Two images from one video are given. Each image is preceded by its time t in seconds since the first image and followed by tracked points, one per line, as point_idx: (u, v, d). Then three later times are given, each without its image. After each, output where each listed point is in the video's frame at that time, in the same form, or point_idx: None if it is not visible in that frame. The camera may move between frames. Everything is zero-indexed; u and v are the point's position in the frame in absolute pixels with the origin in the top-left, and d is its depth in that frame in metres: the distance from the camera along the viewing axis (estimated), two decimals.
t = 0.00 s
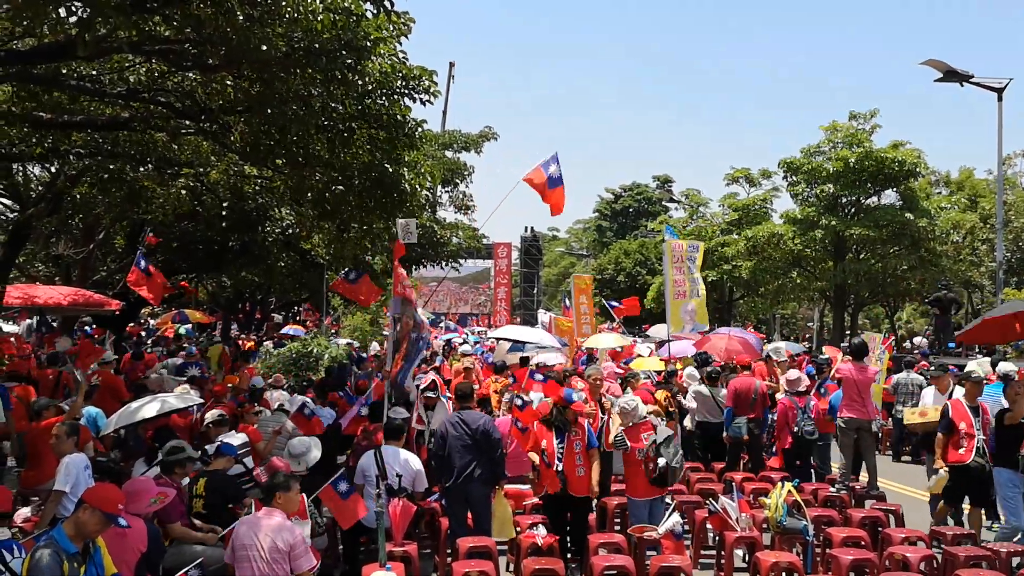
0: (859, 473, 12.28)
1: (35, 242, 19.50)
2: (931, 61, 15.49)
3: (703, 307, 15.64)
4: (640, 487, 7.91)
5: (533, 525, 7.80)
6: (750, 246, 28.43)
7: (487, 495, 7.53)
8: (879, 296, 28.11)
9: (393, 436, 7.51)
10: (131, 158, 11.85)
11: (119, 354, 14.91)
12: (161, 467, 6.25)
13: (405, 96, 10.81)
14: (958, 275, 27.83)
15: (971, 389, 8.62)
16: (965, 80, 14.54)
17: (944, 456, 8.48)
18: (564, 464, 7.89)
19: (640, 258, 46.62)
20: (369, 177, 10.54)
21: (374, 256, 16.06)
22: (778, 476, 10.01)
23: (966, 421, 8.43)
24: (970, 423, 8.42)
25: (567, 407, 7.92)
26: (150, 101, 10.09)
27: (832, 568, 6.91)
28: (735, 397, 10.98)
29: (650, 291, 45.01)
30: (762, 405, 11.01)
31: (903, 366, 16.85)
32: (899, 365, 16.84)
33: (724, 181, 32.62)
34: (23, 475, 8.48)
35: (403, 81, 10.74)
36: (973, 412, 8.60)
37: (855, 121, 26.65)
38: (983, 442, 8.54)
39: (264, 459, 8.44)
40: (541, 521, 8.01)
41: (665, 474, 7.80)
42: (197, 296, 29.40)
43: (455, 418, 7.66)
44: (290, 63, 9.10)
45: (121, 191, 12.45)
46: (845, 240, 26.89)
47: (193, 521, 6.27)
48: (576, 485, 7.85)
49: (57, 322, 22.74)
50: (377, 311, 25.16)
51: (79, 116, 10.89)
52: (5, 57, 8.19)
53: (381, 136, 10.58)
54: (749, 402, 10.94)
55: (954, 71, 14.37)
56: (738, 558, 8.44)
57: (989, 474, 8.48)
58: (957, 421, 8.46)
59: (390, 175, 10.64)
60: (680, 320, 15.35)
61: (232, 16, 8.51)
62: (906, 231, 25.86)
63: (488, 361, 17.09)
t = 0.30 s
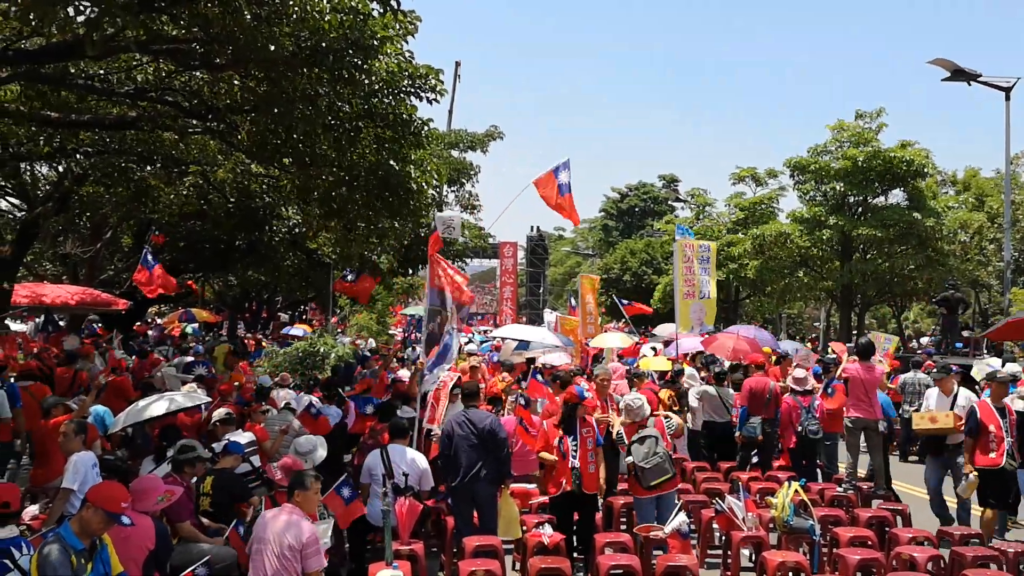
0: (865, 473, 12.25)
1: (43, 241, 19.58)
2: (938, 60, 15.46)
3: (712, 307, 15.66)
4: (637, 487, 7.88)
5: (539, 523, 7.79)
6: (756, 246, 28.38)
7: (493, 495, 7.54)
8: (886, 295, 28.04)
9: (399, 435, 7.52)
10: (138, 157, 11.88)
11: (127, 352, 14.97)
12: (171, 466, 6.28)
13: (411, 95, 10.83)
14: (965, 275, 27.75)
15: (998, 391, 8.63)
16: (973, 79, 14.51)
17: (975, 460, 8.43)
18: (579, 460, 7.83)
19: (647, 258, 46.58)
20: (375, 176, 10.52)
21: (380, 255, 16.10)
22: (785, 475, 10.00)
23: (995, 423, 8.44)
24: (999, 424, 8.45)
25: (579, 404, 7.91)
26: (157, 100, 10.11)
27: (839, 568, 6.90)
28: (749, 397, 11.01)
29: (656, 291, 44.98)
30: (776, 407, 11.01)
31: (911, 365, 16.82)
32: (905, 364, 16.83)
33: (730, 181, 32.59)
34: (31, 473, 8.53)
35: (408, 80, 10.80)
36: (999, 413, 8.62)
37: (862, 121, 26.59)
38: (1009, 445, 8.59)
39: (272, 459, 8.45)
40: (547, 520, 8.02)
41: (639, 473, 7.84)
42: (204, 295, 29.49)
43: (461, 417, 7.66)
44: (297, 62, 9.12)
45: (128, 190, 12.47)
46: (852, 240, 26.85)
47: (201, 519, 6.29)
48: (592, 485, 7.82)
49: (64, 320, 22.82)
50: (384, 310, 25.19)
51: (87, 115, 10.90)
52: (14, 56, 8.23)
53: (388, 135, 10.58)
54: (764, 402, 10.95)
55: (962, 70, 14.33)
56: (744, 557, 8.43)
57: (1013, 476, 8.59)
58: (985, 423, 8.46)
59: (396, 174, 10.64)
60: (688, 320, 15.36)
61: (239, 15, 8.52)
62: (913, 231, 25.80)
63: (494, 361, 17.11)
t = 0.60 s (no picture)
0: (874, 473, 12.21)
1: (52, 239, 19.64)
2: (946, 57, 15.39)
3: (720, 306, 15.60)
4: (654, 485, 7.87)
5: (547, 522, 7.76)
6: (765, 244, 28.30)
7: (500, 495, 7.55)
8: (895, 294, 27.94)
9: (405, 433, 7.53)
10: (148, 156, 11.91)
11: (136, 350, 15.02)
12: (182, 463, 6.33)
13: (419, 93, 10.83)
14: (975, 274, 27.62)
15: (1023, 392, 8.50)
16: (983, 77, 14.43)
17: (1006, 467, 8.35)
18: (600, 458, 7.88)
19: (655, 256, 46.48)
20: (382, 175, 10.52)
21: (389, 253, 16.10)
22: (793, 474, 9.97)
23: None
24: None
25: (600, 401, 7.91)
26: (166, 100, 10.14)
27: (848, 567, 6.87)
28: (760, 396, 10.98)
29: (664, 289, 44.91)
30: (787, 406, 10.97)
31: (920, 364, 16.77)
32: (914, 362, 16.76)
33: (738, 179, 32.51)
34: (41, 471, 8.60)
35: (417, 78, 10.77)
36: None
37: (871, 119, 26.49)
38: None
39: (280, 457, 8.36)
40: (556, 519, 8.01)
41: (652, 470, 7.82)
42: (213, 294, 29.56)
43: (469, 415, 7.67)
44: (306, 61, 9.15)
45: (138, 190, 12.49)
46: (861, 238, 26.75)
47: (210, 517, 6.30)
48: (608, 483, 7.93)
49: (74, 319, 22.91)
50: (391, 308, 25.21)
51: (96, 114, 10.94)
52: (24, 55, 8.27)
53: (396, 133, 10.57)
54: (775, 401, 10.93)
55: (972, 68, 14.23)
56: (753, 557, 8.41)
57: None
58: (1017, 428, 8.36)
59: (403, 173, 10.64)
60: (696, 319, 15.29)
61: (249, 15, 8.55)
62: (922, 229, 25.69)
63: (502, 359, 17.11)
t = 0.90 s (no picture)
0: (886, 471, 12.15)
1: (65, 240, 19.75)
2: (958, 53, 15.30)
3: (729, 304, 15.54)
4: (668, 483, 7.88)
5: (558, 521, 7.75)
6: (775, 243, 28.20)
7: (511, 494, 7.55)
8: (907, 292, 27.81)
9: (415, 432, 7.55)
10: (159, 157, 11.95)
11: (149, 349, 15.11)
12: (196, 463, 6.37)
13: (428, 92, 10.84)
14: (988, 272, 27.46)
15: None
16: (995, 73, 14.33)
17: None
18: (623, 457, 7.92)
19: (665, 255, 46.37)
20: (392, 175, 10.53)
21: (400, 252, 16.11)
22: (805, 473, 9.94)
23: None
24: None
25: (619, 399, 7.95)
26: (177, 100, 10.18)
27: (861, 566, 6.84)
28: (770, 396, 10.89)
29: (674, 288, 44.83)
30: (797, 405, 10.92)
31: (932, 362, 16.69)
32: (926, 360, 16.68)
33: (749, 178, 32.43)
34: (53, 470, 8.66)
35: (426, 77, 10.77)
36: None
37: (882, 117, 26.37)
38: None
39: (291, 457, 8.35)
40: (567, 518, 8.00)
41: (666, 467, 7.84)
42: (224, 294, 29.67)
43: (480, 413, 7.67)
44: (316, 60, 9.16)
45: (149, 190, 12.53)
46: (872, 236, 26.63)
47: (222, 516, 6.32)
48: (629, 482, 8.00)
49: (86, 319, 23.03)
50: (402, 308, 25.25)
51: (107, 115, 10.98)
52: (35, 56, 8.32)
53: (406, 133, 10.60)
54: (785, 400, 10.86)
55: (984, 64, 14.15)
56: (765, 555, 8.39)
57: None
58: None
59: (413, 173, 10.64)
60: (706, 317, 15.25)
61: (259, 15, 8.56)
62: (934, 227, 25.56)
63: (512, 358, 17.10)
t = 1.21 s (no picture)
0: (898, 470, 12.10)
1: (77, 241, 19.86)
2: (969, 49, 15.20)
3: (739, 302, 15.48)
4: (684, 481, 7.86)
5: (569, 520, 7.74)
6: (786, 241, 28.10)
7: (521, 492, 7.55)
8: (919, 290, 27.66)
9: (424, 431, 7.56)
10: (169, 157, 11.99)
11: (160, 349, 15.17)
12: (207, 462, 6.38)
13: (438, 93, 10.84)
14: (1000, 269, 27.29)
15: None
16: (1007, 69, 14.23)
17: None
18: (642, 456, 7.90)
19: (675, 253, 46.23)
20: (402, 175, 10.53)
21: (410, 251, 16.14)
22: (817, 471, 9.91)
23: None
24: None
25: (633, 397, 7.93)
26: (187, 100, 10.21)
27: (873, 564, 6.82)
28: (778, 394, 10.93)
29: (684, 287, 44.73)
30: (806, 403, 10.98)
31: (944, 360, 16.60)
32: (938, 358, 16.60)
33: (759, 176, 32.33)
34: (66, 469, 8.71)
35: (436, 77, 10.78)
36: None
37: (892, 114, 26.25)
38: None
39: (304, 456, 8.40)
40: (578, 517, 7.98)
41: (681, 466, 7.82)
42: (234, 294, 29.75)
43: (489, 412, 7.67)
44: (326, 60, 9.17)
45: (160, 191, 12.57)
46: (883, 234, 26.51)
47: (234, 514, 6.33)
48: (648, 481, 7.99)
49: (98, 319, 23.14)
50: (412, 307, 25.27)
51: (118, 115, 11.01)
52: (47, 58, 8.36)
53: (416, 132, 10.64)
54: (793, 398, 10.92)
55: (996, 61, 14.06)
56: (776, 554, 8.36)
57: None
58: None
59: (423, 173, 10.66)
60: (715, 316, 15.19)
61: (269, 15, 8.59)
62: (946, 225, 25.42)
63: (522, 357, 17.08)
